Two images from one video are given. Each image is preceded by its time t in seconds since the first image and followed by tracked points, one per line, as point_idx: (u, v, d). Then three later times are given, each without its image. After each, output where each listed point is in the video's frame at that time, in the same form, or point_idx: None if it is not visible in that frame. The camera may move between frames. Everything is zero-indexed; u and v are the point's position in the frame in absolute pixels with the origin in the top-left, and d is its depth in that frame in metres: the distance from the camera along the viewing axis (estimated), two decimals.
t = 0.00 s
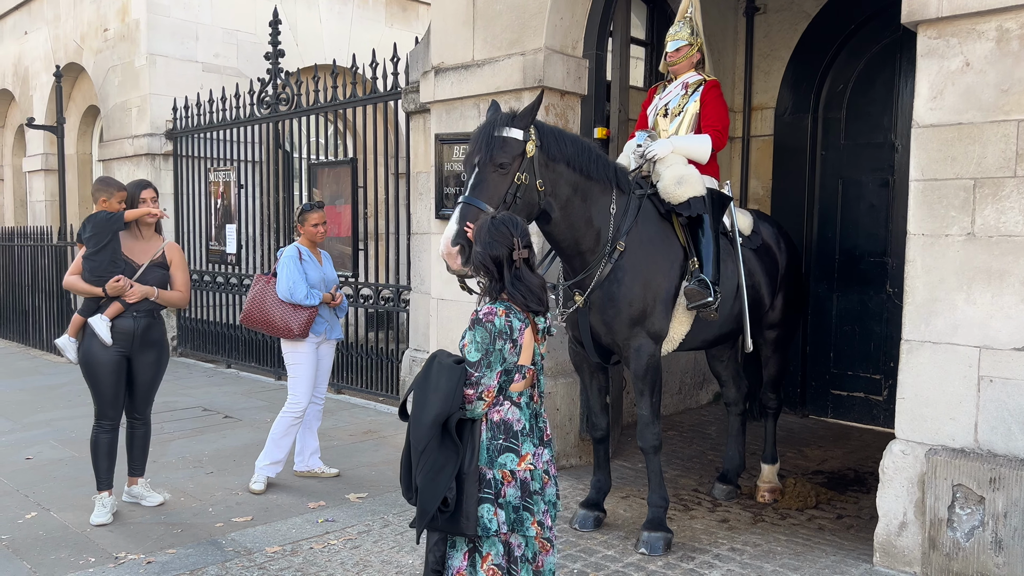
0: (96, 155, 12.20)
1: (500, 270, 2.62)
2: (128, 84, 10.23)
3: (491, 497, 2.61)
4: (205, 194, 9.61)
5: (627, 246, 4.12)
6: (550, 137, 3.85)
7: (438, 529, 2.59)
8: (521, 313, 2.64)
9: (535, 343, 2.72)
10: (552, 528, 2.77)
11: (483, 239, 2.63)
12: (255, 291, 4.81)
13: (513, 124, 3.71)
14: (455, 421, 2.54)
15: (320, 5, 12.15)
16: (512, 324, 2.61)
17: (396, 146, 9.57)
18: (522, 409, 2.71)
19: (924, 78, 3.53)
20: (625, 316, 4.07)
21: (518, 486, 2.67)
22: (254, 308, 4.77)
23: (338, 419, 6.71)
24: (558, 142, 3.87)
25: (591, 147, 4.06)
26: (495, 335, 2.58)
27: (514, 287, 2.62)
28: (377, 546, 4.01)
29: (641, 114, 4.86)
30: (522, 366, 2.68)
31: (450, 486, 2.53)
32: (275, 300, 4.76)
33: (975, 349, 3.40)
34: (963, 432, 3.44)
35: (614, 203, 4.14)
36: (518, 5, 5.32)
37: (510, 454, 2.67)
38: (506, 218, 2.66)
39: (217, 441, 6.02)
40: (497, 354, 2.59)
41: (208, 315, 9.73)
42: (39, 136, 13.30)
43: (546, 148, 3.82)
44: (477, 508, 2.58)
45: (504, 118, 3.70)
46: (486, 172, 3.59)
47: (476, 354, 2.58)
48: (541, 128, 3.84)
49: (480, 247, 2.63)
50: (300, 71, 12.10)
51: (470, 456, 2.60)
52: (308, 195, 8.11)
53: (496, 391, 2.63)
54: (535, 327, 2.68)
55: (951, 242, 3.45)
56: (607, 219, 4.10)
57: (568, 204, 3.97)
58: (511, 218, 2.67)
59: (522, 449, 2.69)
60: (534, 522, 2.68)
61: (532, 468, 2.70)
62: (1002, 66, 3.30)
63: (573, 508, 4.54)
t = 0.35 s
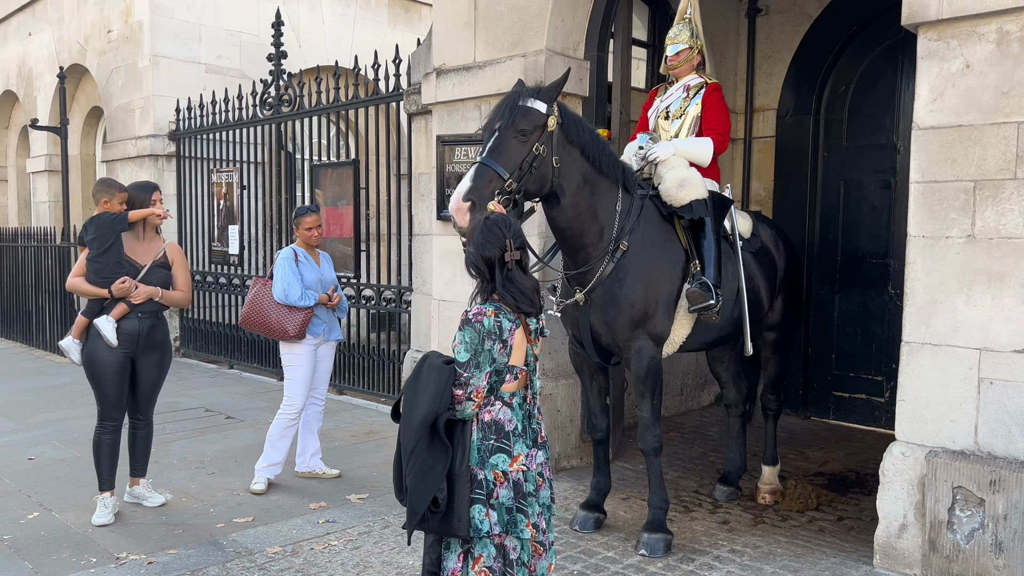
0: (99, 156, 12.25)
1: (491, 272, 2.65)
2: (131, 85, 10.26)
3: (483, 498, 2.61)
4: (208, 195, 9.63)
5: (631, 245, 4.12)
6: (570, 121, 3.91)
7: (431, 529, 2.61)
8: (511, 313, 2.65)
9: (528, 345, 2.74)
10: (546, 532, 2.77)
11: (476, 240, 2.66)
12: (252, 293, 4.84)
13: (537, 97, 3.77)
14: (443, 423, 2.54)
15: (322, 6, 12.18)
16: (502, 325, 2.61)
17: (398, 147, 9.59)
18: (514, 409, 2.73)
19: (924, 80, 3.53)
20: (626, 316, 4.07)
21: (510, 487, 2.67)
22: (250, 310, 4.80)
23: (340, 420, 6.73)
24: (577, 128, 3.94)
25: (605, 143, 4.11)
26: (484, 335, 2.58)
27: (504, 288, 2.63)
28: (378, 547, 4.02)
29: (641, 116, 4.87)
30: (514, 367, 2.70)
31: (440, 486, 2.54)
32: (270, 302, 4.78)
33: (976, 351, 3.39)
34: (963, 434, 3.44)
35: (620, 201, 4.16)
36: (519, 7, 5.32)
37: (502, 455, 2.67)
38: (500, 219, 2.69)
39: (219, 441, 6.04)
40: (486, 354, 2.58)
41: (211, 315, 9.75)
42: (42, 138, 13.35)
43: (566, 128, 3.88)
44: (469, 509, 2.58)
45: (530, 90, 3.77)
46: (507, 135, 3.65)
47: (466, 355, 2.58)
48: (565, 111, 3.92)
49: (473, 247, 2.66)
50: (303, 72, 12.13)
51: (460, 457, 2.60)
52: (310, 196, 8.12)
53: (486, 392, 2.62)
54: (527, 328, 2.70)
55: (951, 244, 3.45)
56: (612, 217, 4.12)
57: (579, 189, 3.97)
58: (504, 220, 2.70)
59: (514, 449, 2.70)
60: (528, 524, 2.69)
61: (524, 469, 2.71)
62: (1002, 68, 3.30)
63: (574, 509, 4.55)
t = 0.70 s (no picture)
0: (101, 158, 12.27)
1: (481, 274, 2.67)
2: (133, 86, 10.28)
3: (467, 499, 2.61)
4: (209, 196, 9.64)
5: (633, 247, 4.13)
6: (576, 122, 3.91)
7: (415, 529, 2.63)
8: (501, 315, 2.66)
9: (520, 347, 2.73)
10: (536, 535, 2.75)
11: (467, 241, 2.68)
12: (242, 291, 4.85)
13: (545, 98, 3.76)
14: (427, 424, 2.56)
15: (324, 8, 12.20)
16: (491, 328, 2.62)
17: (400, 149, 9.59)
18: (503, 411, 2.72)
19: (924, 82, 3.53)
20: (627, 318, 4.08)
21: (497, 489, 2.66)
22: (240, 309, 4.81)
23: (340, 421, 6.73)
24: (582, 129, 3.94)
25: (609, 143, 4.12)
26: (472, 336, 2.60)
27: (495, 290, 2.63)
28: (378, 548, 4.02)
29: (639, 119, 4.87)
30: (504, 369, 2.69)
31: (422, 486, 2.56)
32: (259, 301, 4.79)
33: (975, 353, 3.40)
34: (963, 436, 3.44)
35: (622, 202, 4.16)
36: (520, 9, 5.33)
37: (489, 456, 2.67)
38: (492, 221, 2.69)
39: (220, 442, 6.05)
40: (473, 356, 2.60)
41: (212, 316, 9.76)
42: (44, 139, 13.38)
43: (572, 129, 3.88)
44: (453, 510, 2.60)
45: (536, 91, 3.75)
46: (519, 138, 3.62)
47: (454, 356, 2.59)
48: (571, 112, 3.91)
49: (465, 248, 2.68)
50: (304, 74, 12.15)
51: (445, 458, 2.62)
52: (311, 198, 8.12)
53: (473, 394, 2.64)
54: (518, 330, 2.70)
55: (950, 246, 3.46)
56: (614, 217, 4.12)
57: (584, 189, 3.98)
58: (497, 222, 2.70)
59: (502, 451, 2.69)
60: (516, 528, 2.67)
61: (513, 471, 2.72)
62: (1001, 70, 3.31)
63: (574, 510, 4.56)
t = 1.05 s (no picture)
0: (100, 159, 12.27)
1: (468, 275, 2.67)
2: (132, 88, 10.28)
3: (452, 501, 2.62)
4: (209, 198, 9.65)
5: (633, 248, 4.15)
6: (574, 127, 3.89)
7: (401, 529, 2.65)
8: (486, 317, 2.65)
9: (507, 349, 2.72)
10: (524, 539, 2.73)
11: (458, 243, 2.69)
12: (229, 289, 4.87)
13: (544, 108, 3.74)
14: (408, 424, 2.58)
15: (323, 10, 12.22)
16: (475, 328, 2.63)
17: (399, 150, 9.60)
18: (489, 413, 2.71)
19: (920, 84, 3.55)
20: (627, 320, 4.09)
21: (483, 492, 2.66)
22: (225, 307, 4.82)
23: (339, 422, 6.73)
24: (581, 133, 3.92)
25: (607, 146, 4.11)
26: (456, 337, 2.60)
27: (480, 292, 2.63)
28: (375, 549, 4.03)
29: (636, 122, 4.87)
30: (490, 371, 2.69)
31: (403, 486, 2.58)
32: (245, 299, 4.80)
33: (972, 355, 3.41)
34: (960, 437, 3.45)
35: (621, 205, 4.17)
36: (519, 11, 5.35)
37: (474, 458, 2.66)
38: (481, 223, 2.68)
39: (219, 443, 6.05)
40: (457, 357, 2.62)
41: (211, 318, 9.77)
42: (44, 141, 13.39)
43: (570, 136, 3.87)
44: (436, 511, 2.61)
45: (535, 101, 3.73)
46: (520, 151, 3.59)
47: (438, 356, 2.61)
48: (569, 117, 3.90)
49: (456, 249, 2.69)
50: (304, 75, 12.17)
51: (429, 458, 2.65)
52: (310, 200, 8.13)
53: (457, 395, 2.65)
54: (506, 331, 2.69)
55: (947, 248, 3.47)
56: (614, 220, 4.13)
57: (583, 194, 3.97)
58: (487, 223, 2.69)
59: (488, 454, 2.68)
60: (501, 531, 2.66)
61: (499, 475, 2.70)
62: (998, 73, 3.32)
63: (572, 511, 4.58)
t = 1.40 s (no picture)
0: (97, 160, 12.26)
1: (451, 278, 2.68)
2: (129, 88, 10.28)
3: (428, 506, 2.61)
4: (206, 199, 9.64)
5: (631, 250, 4.15)
6: (568, 136, 3.89)
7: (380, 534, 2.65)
8: (468, 322, 2.66)
9: (490, 354, 2.72)
10: (501, 549, 2.70)
11: (442, 245, 2.69)
12: (218, 292, 4.88)
13: (538, 124, 3.74)
14: (385, 428, 2.61)
15: (320, 12, 12.23)
16: (454, 333, 2.63)
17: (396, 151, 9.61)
18: (469, 418, 2.72)
19: (915, 86, 3.56)
20: (625, 322, 4.10)
21: (459, 498, 2.65)
22: (215, 309, 4.82)
23: (336, 423, 6.73)
24: (575, 139, 3.92)
25: (603, 150, 4.10)
26: (434, 343, 2.60)
27: (462, 297, 2.64)
28: (371, 550, 4.03)
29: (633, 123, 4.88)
30: (471, 377, 2.69)
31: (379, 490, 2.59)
32: (235, 301, 4.81)
33: (967, 355, 3.42)
34: (956, 437, 3.46)
35: (619, 207, 4.16)
36: (515, 12, 5.36)
37: (452, 464, 2.66)
38: (463, 226, 2.69)
39: (216, 445, 6.04)
40: (436, 363, 2.61)
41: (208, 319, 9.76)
42: (40, 142, 13.38)
43: (566, 146, 3.86)
44: (412, 516, 2.60)
45: (529, 118, 3.72)
46: (522, 173, 3.58)
47: (417, 361, 2.60)
48: (562, 127, 3.90)
49: (440, 252, 2.70)
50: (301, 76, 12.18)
51: (407, 463, 2.65)
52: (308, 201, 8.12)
53: (436, 401, 2.65)
54: (488, 337, 2.69)
55: (942, 249, 3.48)
56: (612, 224, 4.12)
57: (579, 201, 3.97)
58: (469, 226, 2.70)
59: (466, 459, 2.68)
60: (476, 539, 2.64)
61: (477, 481, 2.68)
62: (992, 74, 3.33)
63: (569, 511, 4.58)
